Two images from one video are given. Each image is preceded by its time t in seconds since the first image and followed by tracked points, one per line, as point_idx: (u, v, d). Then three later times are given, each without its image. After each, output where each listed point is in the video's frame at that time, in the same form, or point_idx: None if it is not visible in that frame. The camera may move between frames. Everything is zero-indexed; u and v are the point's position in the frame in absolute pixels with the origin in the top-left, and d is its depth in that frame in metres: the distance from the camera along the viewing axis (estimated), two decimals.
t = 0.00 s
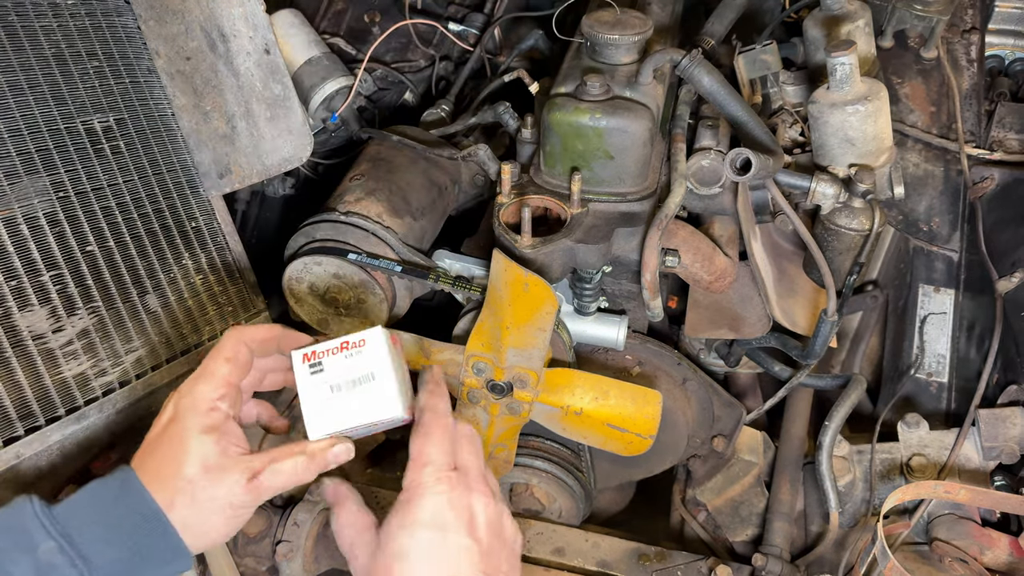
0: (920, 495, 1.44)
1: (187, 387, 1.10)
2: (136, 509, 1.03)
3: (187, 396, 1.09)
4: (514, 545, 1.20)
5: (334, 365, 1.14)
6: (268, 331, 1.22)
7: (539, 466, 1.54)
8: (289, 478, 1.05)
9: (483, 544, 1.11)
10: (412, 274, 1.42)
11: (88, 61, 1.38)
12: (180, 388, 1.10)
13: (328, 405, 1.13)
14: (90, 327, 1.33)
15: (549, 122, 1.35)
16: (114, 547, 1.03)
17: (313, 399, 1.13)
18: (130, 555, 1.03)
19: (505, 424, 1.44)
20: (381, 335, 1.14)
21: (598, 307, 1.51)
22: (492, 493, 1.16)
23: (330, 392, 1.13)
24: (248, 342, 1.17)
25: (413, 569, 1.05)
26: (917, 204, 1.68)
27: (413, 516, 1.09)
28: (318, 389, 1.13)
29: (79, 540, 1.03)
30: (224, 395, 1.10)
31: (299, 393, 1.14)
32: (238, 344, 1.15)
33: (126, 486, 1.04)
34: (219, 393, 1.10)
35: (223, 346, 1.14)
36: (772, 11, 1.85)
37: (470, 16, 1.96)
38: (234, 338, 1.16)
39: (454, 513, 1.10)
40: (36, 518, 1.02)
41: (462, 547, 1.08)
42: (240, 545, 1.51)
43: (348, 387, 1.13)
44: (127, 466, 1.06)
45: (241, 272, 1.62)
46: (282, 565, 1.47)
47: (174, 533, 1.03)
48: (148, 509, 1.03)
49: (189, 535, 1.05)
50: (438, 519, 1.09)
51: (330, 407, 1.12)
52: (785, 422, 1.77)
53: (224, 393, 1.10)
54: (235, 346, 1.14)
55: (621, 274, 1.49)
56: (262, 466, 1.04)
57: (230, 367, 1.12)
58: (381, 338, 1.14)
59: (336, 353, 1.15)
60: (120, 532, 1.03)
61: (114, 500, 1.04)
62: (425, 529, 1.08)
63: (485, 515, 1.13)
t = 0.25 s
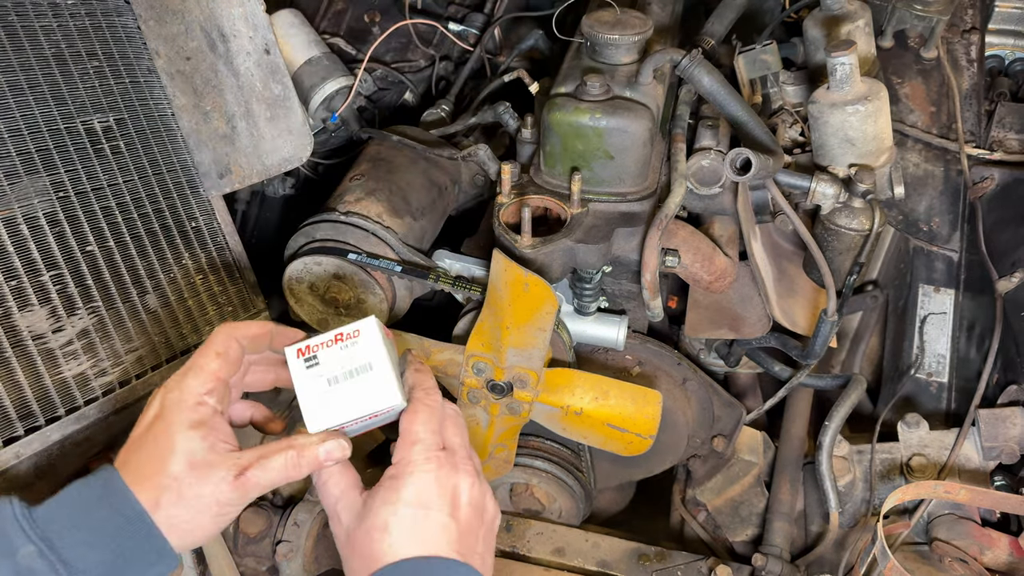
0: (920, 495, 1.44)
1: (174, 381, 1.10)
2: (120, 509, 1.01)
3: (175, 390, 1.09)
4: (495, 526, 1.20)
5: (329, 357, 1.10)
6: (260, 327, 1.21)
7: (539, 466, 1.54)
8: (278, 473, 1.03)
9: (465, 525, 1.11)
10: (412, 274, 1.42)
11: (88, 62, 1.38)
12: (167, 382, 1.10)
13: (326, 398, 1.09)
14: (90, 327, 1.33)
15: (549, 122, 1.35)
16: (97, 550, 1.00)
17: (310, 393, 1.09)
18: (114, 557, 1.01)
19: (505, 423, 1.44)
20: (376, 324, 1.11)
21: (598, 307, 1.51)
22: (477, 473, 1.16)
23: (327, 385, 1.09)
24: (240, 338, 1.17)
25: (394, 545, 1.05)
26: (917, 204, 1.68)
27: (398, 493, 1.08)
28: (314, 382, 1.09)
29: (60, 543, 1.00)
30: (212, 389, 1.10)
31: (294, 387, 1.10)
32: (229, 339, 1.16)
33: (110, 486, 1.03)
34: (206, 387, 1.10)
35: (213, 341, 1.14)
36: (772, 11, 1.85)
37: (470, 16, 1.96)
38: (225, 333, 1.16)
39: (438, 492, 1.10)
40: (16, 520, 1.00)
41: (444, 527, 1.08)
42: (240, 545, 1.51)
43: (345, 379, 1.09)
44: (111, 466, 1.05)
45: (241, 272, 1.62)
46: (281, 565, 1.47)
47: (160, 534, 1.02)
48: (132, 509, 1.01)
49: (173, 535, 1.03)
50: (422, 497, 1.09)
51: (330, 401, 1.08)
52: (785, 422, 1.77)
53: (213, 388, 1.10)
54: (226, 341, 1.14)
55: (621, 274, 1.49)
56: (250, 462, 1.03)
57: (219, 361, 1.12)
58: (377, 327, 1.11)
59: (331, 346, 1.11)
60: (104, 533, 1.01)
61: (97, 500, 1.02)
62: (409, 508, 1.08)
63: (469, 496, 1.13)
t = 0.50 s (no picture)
0: (920, 495, 1.44)
1: (184, 382, 1.06)
2: (126, 513, 1.00)
3: (184, 392, 1.05)
4: (495, 526, 1.20)
5: (316, 362, 1.08)
6: (275, 329, 1.16)
7: (539, 466, 1.54)
8: (286, 482, 1.04)
9: (463, 525, 1.11)
10: (412, 274, 1.42)
11: (88, 62, 1.38)
12: (176, 381, 1.07)
13: (313, 403, 1.07)
14: (90, 327, 1.33)
15: (549, 122, 1.35)
16: (105, 553, 0.99)
17: (298, 399, 1.08)
18: (123, 559, 1.00)
19: (505, 424, 1.44)
20: (358, 325, 1.08)
21: (598, 307, 1.51)
22: (475, 473, 1.16)
23: (314, 390, 1.07)
24: (258, 343, 1.13)
25: (392, 546, 1.05)
26: (916, 204, 1.68)
27: (396, 493, 1.08)
28: (302, 389, 1.08)
29: (67, 548, 0.98)
30: (222, 394, 1.07)
31: (285, 395, 1.10)
32: (245, 343, 1.12)
33: (113, 488, 1.01)
34: (217, 391, 1.07)
35: (230, 343, 1.11)
36: (772, 11, 1.85)
37: (470, 16, 1.96)
38: (241, 335, 1.12)
39: (436, 492, 1.10)
40: (17, 524, 0.96)
41: (443, 527, 1.08)
42: (240, 545, 1.51)
43: (330, 383, 1.07)
44: (109, 464, 1.02)
45: (241, 272, 1.62)
46: (281, 565, 1.47)
47: (167, 537, 1.02)
48: (138, 513, 1.01)
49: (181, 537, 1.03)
50: (420, 497, 1.08)
51: (317, 406, 1.07)
52: (785, 422, 1.77)
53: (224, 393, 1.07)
54: (243, 345, 1.11)
55: (621, 274, 1.49)
56: (259, 473, 1.03)
57: (233, 365, 1.09)
58: (359, 328, 1.07)
59: (317, 351, 1.09)
60: (111, 537, 1.00)
61: (101, 502, 1.00)
62: (407, 508, 1.07)
63: (468, 496, 1.13)
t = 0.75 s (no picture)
0: (920, 494, 1.44)
1: (196, 377, 1.01)
2: (154, 504, 0.98)
3: (196, 388, 1.01)
4: (479, 527, 1.21)
5: (306, 358, 1.09)
6: (282, 318, 1.11)
7: (539, 466, 1.54)
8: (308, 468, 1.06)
9: (446, 526, 1.11)
10: (412, 274, 1.42)
11: (88, 61, 1.38)
12: (185, 375, 1.01)
13: (298, 398, 1.07)
14: (90, 327, 1.33)
15: (549, 122, 1.35)
16: (135, 544, 0.97)
17: (283, 392, 1.07)
18: (151, 550, 0.98)
19: (505, 424, 1.44)
20: (354, 327, 1.09)
21: (598, 307, 1.51)
22: (459, 474, 1.16)
23: (301, 385, 1.07)
24: (267, 334, 1.08)
25: (375, 548, 1.05)
26: (917, 204, 1.68)
27: (379, 496, 1.08)
28: (288, 383, 1.08)
29: (97, 540, 0.94)
30: (235, 386, 1.03)
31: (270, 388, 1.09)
32: (255, 335, 1.06)
33: (140, 479, 0.98)
34: (229, 384, 1.03)
35: (239, 335, 1.05)
36: (772, 11, 1.85)
37: (470, 15, 1.96)
38: (249, 326, 1.07)
39: (420, 494, 1.10)
40: (46, 516, 0.92)
41: (426, 529, 1.08)
42: (240, 545, 1.51)
43: (319, 381, 1.07)
44: (132, 456, 0.99)
45: (241, 272, 1.62)
46: (281, 565, 1.47)
47: (193, 527, 1.01)
48: (166, 505, 0.98)
49: (204, 527, 1.02)
50: (403, 500, 1.08)
51: (301, 401, 1.07)
52: (785, 422, 1.77)
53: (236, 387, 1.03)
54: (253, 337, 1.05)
55: (621, 274, 1.49)
56: (279, 461, 1.04)
57: (244, 357, 1.04)
58: (355, 329, 1.09)
59: (309, 348, 1.10)
60: (140, 528, 0.97)
61: (129, 494, 0.97)
62: (389, 510, 1.07)
63: (451, 498, 1.13)
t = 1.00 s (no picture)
0: (921, 495, 1.44)
1: (185, 366, 0.99)
2: (151, 488, 0.97)
3: (184, 377, 0.98)
4: (475, 526, 1.21)
5: (312, 347, 1.10)
6: (291, 327, 1.08)
7: (539, 466, 1.54)
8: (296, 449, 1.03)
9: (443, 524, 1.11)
10: (412, 274, 1.42)
11: (88, 61, 1.38)
12: (177, 363, 0.99)
13: (296, 379, 1.07)
14: (90, 327, 1.33)
15: (549, 122, 1.35)
16: (134, 528, 0.96)
17: (283, 375, 1.08)
18: (151, 534, 0.98)
19: (505, 424, 1.44)
20: (363, 321, 1.12)
21: (598, 307, 1.51)
22: (458, 472, 1.16)
23: (302, 369, 1.08)
24: (270, 340, 1.06)
25: (373, 544, 1.05)
26: (917, 204, 1.68)
27: (377, 493, 1.07)
28: (290, 368, 1.08)
29: (96, 525, 0.94)
30: (225, 382, 1.01)
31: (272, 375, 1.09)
32: (259, 340, 1.04)
33: (135, 464, 0.98)
34: (220, 379, 1.00)
35: (243, 337, 1.03)
36: (772, 11, 1.85)
37: (470, 15, 1.96)
38: (256, 331, 1.05)
39: (419, 490, 1.10)
40: (44, 501, 0.92)
41: (423, 526, 1.08)
42: (240, 545, 1.51)
43: (319, 364, 1.07)
44: (125, 441, 0.99)
45: (241, 271, 1.62)
46: (282, 565, 1.47)
47: (191, 510, 1.01)
48: (163, 488, 0.98)
49: (202, 510, 1.02)
50: (402, 496, 1.08)
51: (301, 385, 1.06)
52: (785, 422, 1.77)
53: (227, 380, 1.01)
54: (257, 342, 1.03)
55: (621, 274, 1.49)
56: (265, 444, 1.01)
57: (243, 360, 1.02)
58: (363, 322, 1.11)
59: (317, 337, 1.12)
60: (138, 512, 0.97)
61: (125, 478, 0.97)
62: (388, 507, 1.07)
63: (450, 495, 1.13)
